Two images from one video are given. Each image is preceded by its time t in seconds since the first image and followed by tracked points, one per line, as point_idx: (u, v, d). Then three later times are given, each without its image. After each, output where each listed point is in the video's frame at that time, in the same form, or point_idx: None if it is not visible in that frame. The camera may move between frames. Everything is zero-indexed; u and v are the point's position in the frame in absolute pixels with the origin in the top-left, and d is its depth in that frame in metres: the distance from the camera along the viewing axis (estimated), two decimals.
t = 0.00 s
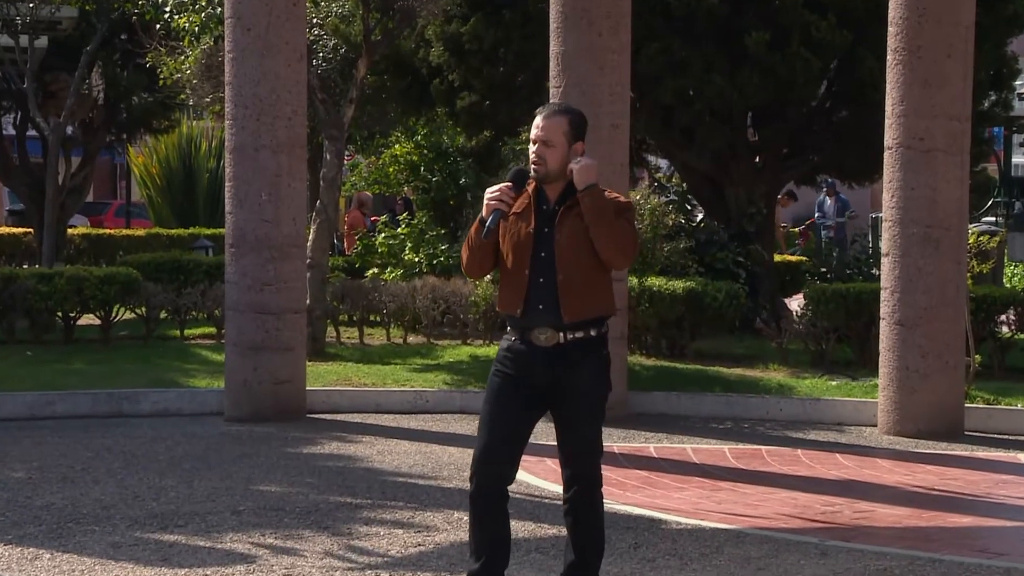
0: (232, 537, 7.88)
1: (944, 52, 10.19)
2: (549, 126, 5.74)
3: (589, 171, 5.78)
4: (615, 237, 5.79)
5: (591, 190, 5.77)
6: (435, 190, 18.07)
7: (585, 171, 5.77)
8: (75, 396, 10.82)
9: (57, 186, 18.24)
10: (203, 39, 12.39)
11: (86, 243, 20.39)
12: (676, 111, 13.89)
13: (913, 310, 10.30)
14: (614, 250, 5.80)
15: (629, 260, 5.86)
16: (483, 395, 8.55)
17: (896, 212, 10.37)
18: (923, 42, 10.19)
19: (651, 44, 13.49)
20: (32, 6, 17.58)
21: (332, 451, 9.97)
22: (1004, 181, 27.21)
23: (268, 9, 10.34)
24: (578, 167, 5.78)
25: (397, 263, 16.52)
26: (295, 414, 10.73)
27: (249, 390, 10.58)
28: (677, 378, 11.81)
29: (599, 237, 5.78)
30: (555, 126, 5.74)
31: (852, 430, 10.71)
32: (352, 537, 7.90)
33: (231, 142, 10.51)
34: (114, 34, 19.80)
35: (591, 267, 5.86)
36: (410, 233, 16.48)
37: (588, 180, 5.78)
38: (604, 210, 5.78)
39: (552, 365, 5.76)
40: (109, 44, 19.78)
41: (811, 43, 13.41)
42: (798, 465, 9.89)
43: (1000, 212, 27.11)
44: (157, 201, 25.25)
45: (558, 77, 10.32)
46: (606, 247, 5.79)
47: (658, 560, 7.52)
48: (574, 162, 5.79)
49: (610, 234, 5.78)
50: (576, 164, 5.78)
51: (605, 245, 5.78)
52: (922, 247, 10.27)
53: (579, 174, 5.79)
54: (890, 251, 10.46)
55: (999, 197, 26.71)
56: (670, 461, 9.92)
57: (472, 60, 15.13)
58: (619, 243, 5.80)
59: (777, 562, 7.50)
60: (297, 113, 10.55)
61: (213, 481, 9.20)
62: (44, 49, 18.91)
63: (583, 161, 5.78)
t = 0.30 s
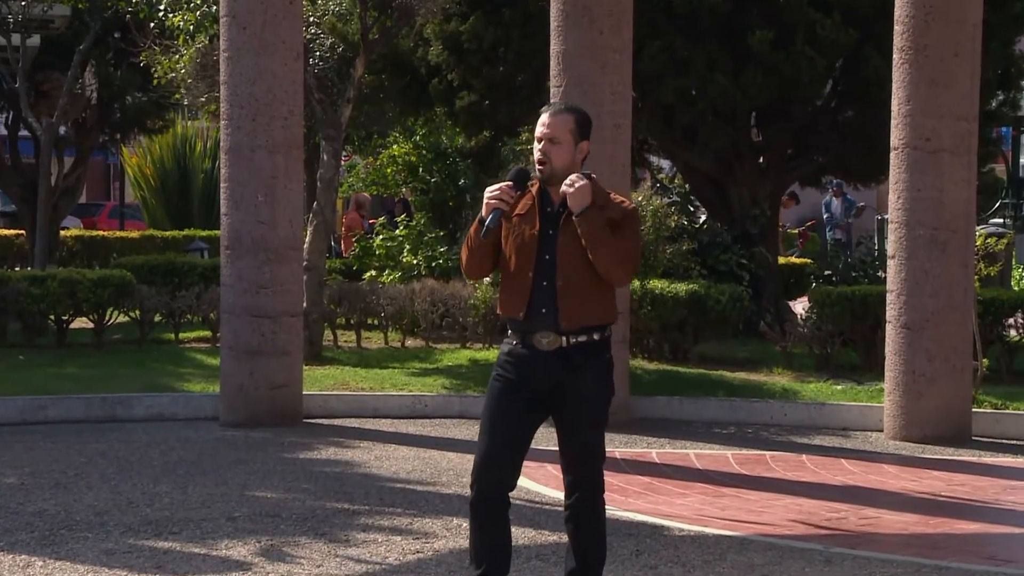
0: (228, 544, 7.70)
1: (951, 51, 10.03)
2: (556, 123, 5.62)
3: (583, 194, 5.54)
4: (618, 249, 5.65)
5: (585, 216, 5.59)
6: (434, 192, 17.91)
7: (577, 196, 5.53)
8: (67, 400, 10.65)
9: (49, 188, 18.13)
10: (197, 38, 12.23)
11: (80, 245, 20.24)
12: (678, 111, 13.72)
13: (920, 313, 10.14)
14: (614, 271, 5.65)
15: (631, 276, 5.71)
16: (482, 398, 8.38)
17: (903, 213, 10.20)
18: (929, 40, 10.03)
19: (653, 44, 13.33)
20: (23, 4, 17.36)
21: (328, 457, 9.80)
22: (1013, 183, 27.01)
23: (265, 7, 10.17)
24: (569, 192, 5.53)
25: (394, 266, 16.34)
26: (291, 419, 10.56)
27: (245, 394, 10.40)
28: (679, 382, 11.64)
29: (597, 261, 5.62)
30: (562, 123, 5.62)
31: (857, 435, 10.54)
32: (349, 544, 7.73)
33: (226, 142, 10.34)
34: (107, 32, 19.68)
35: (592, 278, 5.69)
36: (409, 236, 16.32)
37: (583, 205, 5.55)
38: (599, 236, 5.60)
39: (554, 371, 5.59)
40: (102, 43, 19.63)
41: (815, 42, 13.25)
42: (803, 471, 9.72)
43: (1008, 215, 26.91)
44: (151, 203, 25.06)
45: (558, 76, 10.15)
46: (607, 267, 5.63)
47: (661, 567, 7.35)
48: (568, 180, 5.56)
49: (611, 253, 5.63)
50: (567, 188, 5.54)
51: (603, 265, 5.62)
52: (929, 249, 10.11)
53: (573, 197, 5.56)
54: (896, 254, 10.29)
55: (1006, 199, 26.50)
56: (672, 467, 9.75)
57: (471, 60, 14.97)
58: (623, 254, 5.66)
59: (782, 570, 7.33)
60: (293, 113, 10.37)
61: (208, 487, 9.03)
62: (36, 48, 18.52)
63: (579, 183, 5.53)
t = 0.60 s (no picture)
0: (222, 551, 7.52)
1: (958, 49, 9.85)
2: (563, 121, 5.45)
3: (574, 234, 5.31)
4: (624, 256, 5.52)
5: (585, 252, 5.36)
6: (432, 193, 17.75)
7: (572, 237, 5.31)
8: (60, 405, 10.47)
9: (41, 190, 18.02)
10: (192, 36, 12.09)
11: (72, 247, 20.09)
12: (681, 110, 13.55)
13: (927, 316, 9.96)
14: (623, 289, 5.47)
15: (636, 291, 5.53)
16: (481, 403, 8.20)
17: (909, 214, 10.04)
18: (936, 39, 9.85)
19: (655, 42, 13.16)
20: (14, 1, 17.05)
21: (325, 463, 9.62)
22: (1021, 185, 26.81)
23: (260, 5, 10.00)
24: (561, 234, 5.31)
25: (392, 269, 16.16)
26: (287, 424, 10.38)
27: (240, 399, 10.22)
28: (681, 385, 11.47)
29: (605, 285, 5.43)
30: (568, 122, 5.45)
31: (863, 441, 10.36)
32: (345, 551, 7.55)
33: (221, 143, 10.17)
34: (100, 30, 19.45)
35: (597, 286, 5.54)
36: (407, 238, 16.16)
37: (579, 243, 5.33)
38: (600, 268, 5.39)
39: (558, 374, 5.43)
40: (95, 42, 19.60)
41: (819, 41, 13.08)
42: (809, 477, 9.54)
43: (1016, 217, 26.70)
44: (145, 204, 24.81)
45: (558, 75, 9.99)
46: (618, 288, 5.45)
47: None
48: (558, 220, 5.32)
49: (620, 268, 5.45)
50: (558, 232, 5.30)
51: (615, 286, 5.44)
52: (936, 251, 9.93)
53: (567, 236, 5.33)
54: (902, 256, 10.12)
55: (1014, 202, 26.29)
56: (675, 473, 9.57)
57: (470, 58, 14.80)
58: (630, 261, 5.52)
59: None
60: (289, 113, 10.20)
61: (202, 493, 8.84)
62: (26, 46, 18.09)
63: (570, 222, 5.30)
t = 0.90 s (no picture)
0: (217, 559, 7.35)
1: (965, 48, 9.69)
2: (567, 121, 5.30)
3: (580, 238, 5.15)
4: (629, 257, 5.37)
5: (590, 255, 5.19)
6: (431, 194, 17.59)
7: (578, 240, 5.14)
8: (51, 410, 10.29)
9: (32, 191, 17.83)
10: (185, 36, 11.92)
11: (63, 249, 19.89)
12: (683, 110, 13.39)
13: (933, 320, 9.79)
14: (628, 292, 5.31)
15: (640, 295, 5.38)
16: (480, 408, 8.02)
17: (916, 216, 9.86)
18: (942, 38, 9.69)
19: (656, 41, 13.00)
20: None
21: (321, 469, 9.44)
22: None
23: (255, 4, 9.83)
24: (566, 237, 5.14)
25: (389, 271, 15.98)
26: (282, 429, 10.20)
27: (235, 404, 10.04)
28: (683, 390, 11.30)
29: (610, 288, 5.26)
30: (572, 121, 5.30)
31: (869, 447, 10.19)
32: (342, 559, 7.37)
33: (216, 143, 9.99)
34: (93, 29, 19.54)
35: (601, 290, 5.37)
36: (405, 240, 15.97)
37: (584, 247, 5.17)
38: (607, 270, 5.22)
39: (562, 379, 5.26)
40: (86, 41, 19.55)
41: (823, 40, 12.91)
42: (813, 484, 9.36)
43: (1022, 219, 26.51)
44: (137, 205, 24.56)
45: (558, 75, 9.81)
46: (623, 291, 5.29)
47: None
48: (563, 223, 5.16)
49: (626, 271, 5.28)
50: (564, 237, 5.14)
51: (620, 289, 5.28)
52: (943, 254, 9.76)
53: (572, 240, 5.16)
54: (908, 258, 9.95)
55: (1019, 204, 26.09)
56: (677, 479, 9.39)
57: (468, 57, 14.63)
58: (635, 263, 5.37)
59: None
60: (284, 113, 10.02)
61: (196, 500, 8.66)
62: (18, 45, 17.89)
63: (576, 225, 5.14)
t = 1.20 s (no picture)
0: (211, 566, 7.15)
1: (973, 46, 9.50)
2: (569, 119, 5.12)
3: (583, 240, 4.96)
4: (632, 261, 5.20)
5: (591, 256, 5.00)
6: (429, 195, 17.40)
7: (579, 241, 4.95)
8: (42, 415, 10.09)
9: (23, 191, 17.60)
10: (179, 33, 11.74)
11: (54, 251, 19.66)
12: (686, 110, 13.20)
13: (941, 323, 9.60)
14: (630, 295, 5.12)
15: (642, 299, 5.19)
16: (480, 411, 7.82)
17: (923, 217, 9.67)
18: (951, 36, 9.51)
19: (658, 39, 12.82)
20: None
21: (316, 475, 9.24)
22: None
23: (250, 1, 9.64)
24: (568, 238, 4.95)
25: (387, 273, 15.78)
26: (277, 435, 10.00)
27: (230, 409, 9.85)
28: (686, 394, 11.10)
29: (611, 290, 5.07)
30: (574, 119, 5.12)
31: (875, 452, 9.99)
32: (338, 566, 7.17)
33: (210, 143, 9.81)
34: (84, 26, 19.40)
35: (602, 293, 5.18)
36: (403, 241, 15.77)
37: (585, 248, 4.98)
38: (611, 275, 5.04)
39: (563, 382, 5.07)
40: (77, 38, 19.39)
41: (828, 39, 12.74)
42: (819, 490, 9.17)
43: None
44: (129, 207, 24.31)
45: (559, 73, 9.62)
46: (624, 293, 5.10)
47: None
48: (565, 225, 4.97)
49: (627, 273, 5.10)
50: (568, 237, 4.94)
51: (621, 291, 5.09)
52: (950, 256, 9.58)
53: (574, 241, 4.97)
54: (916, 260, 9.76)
55: None
56: (680, 485, 9.20)
57: (467, 56, 14.46)
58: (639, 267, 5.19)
59: None
60: (280, 112, 9.82)
61: (190, 507, 8.47)
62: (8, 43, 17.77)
63: (577, 226, 4.94)
